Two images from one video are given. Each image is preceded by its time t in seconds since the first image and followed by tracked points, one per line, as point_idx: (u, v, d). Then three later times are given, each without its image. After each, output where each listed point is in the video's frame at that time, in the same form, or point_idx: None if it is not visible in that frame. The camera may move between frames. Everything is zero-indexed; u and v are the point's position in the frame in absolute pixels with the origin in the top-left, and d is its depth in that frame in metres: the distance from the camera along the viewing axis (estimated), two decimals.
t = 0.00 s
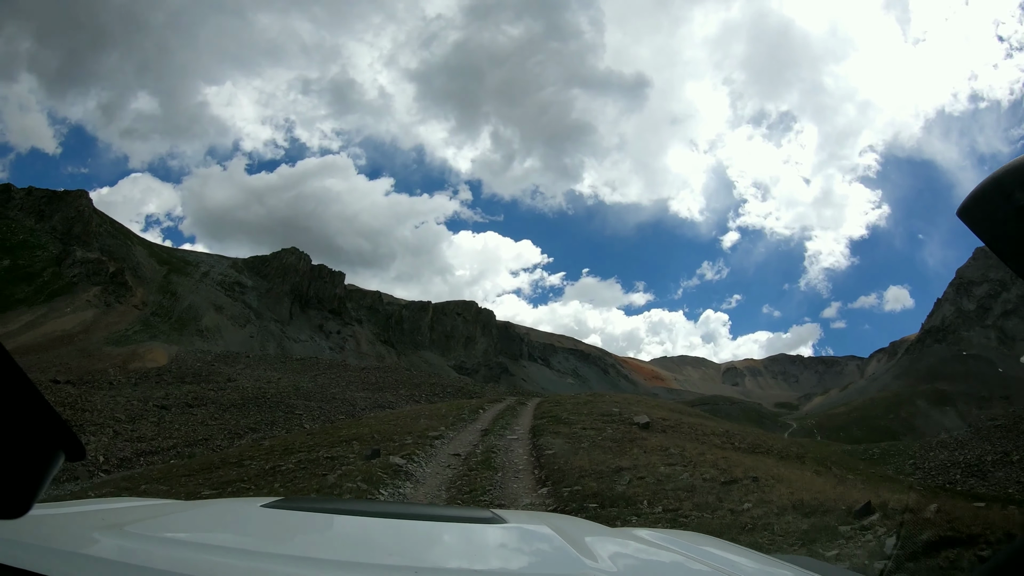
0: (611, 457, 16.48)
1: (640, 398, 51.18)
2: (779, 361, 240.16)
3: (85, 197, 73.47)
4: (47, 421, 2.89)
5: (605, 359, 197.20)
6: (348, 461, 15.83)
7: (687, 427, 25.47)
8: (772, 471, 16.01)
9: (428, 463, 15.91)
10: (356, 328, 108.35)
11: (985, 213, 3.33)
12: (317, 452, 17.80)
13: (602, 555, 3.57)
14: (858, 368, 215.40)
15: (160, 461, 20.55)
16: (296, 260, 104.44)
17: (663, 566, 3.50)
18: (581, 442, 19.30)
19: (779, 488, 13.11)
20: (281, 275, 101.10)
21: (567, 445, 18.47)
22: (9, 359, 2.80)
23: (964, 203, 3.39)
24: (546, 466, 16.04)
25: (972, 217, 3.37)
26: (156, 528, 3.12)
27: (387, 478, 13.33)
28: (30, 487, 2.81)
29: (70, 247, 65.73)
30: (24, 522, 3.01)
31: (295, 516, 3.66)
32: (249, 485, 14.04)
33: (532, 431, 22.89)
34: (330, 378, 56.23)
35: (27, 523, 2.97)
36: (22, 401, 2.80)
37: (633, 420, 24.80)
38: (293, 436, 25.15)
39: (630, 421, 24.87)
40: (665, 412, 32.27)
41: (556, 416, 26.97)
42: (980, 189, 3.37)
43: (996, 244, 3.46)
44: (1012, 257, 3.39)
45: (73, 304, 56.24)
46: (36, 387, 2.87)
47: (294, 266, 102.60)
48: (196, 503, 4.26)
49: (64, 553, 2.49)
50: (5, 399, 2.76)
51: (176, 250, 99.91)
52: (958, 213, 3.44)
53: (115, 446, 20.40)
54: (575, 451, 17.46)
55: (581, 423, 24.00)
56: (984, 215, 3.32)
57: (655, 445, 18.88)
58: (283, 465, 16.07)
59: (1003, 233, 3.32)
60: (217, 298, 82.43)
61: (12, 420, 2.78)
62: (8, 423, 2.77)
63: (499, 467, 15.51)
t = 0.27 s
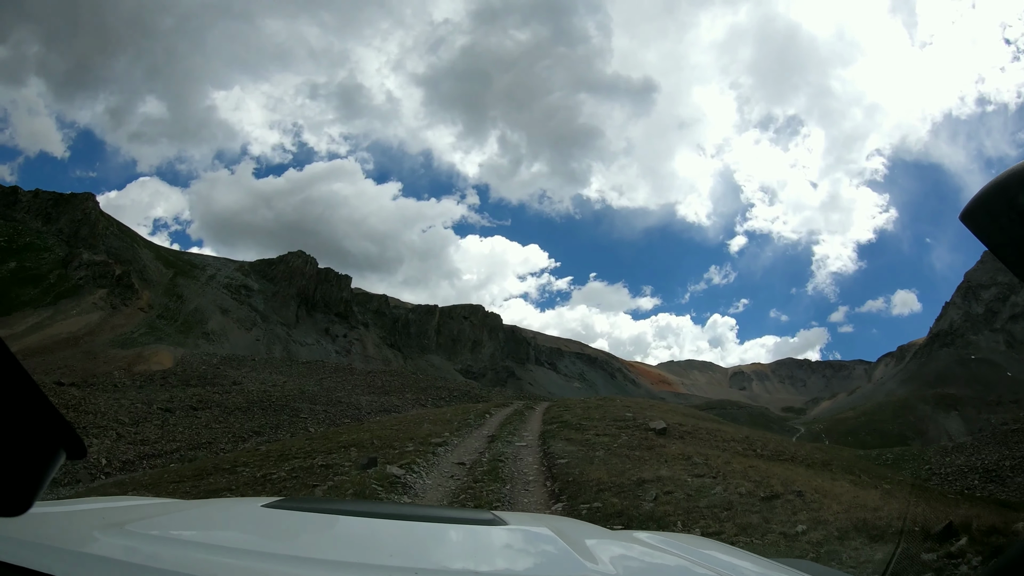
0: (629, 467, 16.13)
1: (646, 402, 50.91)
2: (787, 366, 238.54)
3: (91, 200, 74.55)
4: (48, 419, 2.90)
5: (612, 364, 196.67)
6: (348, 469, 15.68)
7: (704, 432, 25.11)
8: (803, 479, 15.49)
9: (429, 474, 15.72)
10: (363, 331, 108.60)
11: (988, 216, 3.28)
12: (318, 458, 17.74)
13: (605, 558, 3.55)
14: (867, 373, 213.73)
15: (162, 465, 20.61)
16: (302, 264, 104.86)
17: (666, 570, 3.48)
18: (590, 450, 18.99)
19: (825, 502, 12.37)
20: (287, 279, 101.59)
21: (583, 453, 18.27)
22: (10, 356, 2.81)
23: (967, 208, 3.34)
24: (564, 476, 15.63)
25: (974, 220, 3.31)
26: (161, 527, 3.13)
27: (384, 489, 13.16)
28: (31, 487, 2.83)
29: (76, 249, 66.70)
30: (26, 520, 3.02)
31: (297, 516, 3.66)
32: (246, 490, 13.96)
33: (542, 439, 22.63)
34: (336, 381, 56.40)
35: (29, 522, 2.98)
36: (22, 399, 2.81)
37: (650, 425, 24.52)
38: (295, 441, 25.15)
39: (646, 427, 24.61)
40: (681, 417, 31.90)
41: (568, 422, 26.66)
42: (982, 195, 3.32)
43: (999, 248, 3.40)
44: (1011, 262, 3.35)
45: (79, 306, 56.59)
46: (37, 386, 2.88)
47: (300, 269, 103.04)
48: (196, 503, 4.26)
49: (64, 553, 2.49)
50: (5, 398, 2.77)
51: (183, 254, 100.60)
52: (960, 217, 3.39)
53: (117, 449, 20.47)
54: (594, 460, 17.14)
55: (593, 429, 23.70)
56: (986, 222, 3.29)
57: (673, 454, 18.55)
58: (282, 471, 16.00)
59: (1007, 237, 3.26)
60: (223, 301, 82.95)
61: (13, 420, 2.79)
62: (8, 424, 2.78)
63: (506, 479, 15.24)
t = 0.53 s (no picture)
0: (648, 479, 15.71)
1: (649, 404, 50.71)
2: (789, 368, 237.97)
3: (92, 203, 75.24)
4: (49, 421, 2.92)
5: (614, 367, 196.39)
6: (346, 476, 15.54)
7: (713, 436, 24.83)
8: (841, 487, 14.63)
9: (428, 484, 15.55)
10: (364, 334, 108.65)
11: (990, 217, 3.34)
12: (316, 464, 17.65)
13: (607, 562, 3.54)
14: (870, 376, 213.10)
15: (159, 468, 20.60)
16: (304, 266, 105.01)
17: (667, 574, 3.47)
18: (595, 457, 18.78)
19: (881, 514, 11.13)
20: (289, 281, 101.75)
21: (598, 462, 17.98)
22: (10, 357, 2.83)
23: (970, 210, 3.38)
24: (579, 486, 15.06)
25: (976, 221, 3.38)
26: (163, 529, 3.14)
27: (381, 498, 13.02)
28: (32, 489, 2.85)
29: (77, 251, 67.32)
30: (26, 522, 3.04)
31: (298, 518, 3.67)
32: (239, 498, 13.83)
33: (547, 445, 22.42)
34: (337, 384, 56.39)
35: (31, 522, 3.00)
36: (24, 401, 2.84)
37: (663, 430, 24.33)
38: (293, 445, 25.13)
39: (658, 431, 24.45)
40: (693, 421, 31.59)
41: (575, 426, 26.44)
42: (986, 196, 3.37)
43: (1002, 249, 3.44)
44: (1012, 260, 3.40)
45: (79, 308, 56.62)
46: (39, 387, 2.90)
47: (302, 272, 103.18)
48: (198, 505, 4.28)
49: (63, 554, 2.50)
50: (6, 400, 2.78)
51: (184, 256, 100.75)
52: (965, 219, 3.43)
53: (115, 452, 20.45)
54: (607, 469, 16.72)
55: (600, 435, 23.48)
56: (988, 223, 3.33)
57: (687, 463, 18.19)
58: (278, 477, 15.90)
59: (1010, 238, 3.30)
60: (224, 304, 83.11)
61: (13, 423, 2.81)
62: (8, 426, 2.80)
63: (507, 489, 15.05)
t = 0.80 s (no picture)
0: (671, 487, 15.27)
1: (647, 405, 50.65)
2: (788, 369, 238.03)
3: (91, 201, 74.98)
4: (50, 430, 2.94)
5: (613, 367, 196.41)
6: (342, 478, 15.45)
7: (717, 438, 24.65)
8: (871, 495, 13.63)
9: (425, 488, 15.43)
10: (363, 334, 108.62)
11: (988, 212, 3.33)
12: (312, 466, 17.55)
13: (609, 564, 3.54)
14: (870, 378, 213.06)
15: (154, 468, 20.56)
16: (303, 266, 104.96)
17: None
18: (598, 461, 18.60)
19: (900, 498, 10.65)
20: (288, 281, 101.71)
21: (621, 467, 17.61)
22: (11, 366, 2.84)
23: (968, 206, 3.38)
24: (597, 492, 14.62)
25: (975, 216, 3.38)
26: (165, 537, 3.14)
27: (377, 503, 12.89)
28: (32, 499, 2.85)
29: (75, 250, 67.03)
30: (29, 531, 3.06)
31: (300, 525, 3.68)
32: (232, 500, 13.71)
33: (549, 449, 22.24)
34: (335, 385, 56.28)
35: (33, 532, 3.01)
36: (27, 410, 2.86)
37: (676, 434, 24.10)
38: (288, 446, 25.10)
39: (671, 436, 24.21)
40: (698, 422, 31.35)
41: (580, 429, 26.21)
42: (985, 192, 3.35)
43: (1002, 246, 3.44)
44: (1009, 256, 3.38)
45: (77, 307, 56.52)
46: (39, 397, 2.92)
47: (301, 272, 103.17)
48: (200, 512, 4.29)
49: (65, 563, 2.51)
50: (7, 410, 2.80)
51: (183, 255, 100.65)
52: (963, 216, 3.44)
53: (109, 452, 20.38)
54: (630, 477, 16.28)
55: (604, 438, 23.29)
56: (987, 219, 3.33)
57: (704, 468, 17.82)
58: (273, 478, 15.83)
59: (1006, 234, 3.30)
60: (222, 303, 83.12)
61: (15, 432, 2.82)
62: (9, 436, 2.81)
63: (508, 493, 14.86)
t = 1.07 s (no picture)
0: (690, 490, 14.73)
1: (646, 406, 50.62)
2: (787, 373, 238.00)
3: (91, 195, 75.09)
4: (48, 423, 2.94)
5: (613, 369, 196.40)
6: (338, 477, 15.40)
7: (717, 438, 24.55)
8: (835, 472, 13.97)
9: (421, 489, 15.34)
10: (362, 332, 108.69)
11: (989, 212, 3.34)
12: (306, 463, 17.52)
13: (607, 558, 3.54)
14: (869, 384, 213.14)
15: (149, 463, 20.56)
16: (303, 262, 105.07)
17: (670, 570, 3.47)
18: (599, 462, 18.43)
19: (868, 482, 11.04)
20: (288, 277, 101.82)
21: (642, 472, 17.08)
22: (10, 357, 2.84)
23: (969, 205, 3.39)
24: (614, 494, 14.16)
25: (975, 218, 3.39)
26: (162, 531, 3.14)
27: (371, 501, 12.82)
28: (32, 490, 2.85)
29: (75, 243, 67.11)
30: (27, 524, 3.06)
31: (300, 519, 3.69)
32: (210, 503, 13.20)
33: (548, 451, 22.13)
34: (333, 382, 56.32)
35: (30, 524, 3.01)
36: (24, 401, 2.85)
37: (689, 439, 22.79)
38: (283, 443, 25.12)
39: (684, 441, 22.90)
40: (700, 424, 31.21)
41: (582, 431, 26.05)
42: (986, 191, 3.35)
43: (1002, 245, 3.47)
44: (1010, 256, 3.41)
45: (75, 300, 56.47)
46: (38, 390, 2.92)
47: (301, 268, 103.20)
48: (198, 506, 4.29)
49: (63, 554, 2.51)
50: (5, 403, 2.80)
51: (182, 250, 100.66)
52: (964, 215, 3.45)
53: (103, 446, 20.38)
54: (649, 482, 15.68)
55: (605, 440, 23.15)
56: (987, 221, 3.36)
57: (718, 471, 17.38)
58: (267, 475, 15.81)
59: (1009, 235, 3.32)
60: (222, 299, 83.18)
61: (14, 424, 2.83)
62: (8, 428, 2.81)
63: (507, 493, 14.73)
